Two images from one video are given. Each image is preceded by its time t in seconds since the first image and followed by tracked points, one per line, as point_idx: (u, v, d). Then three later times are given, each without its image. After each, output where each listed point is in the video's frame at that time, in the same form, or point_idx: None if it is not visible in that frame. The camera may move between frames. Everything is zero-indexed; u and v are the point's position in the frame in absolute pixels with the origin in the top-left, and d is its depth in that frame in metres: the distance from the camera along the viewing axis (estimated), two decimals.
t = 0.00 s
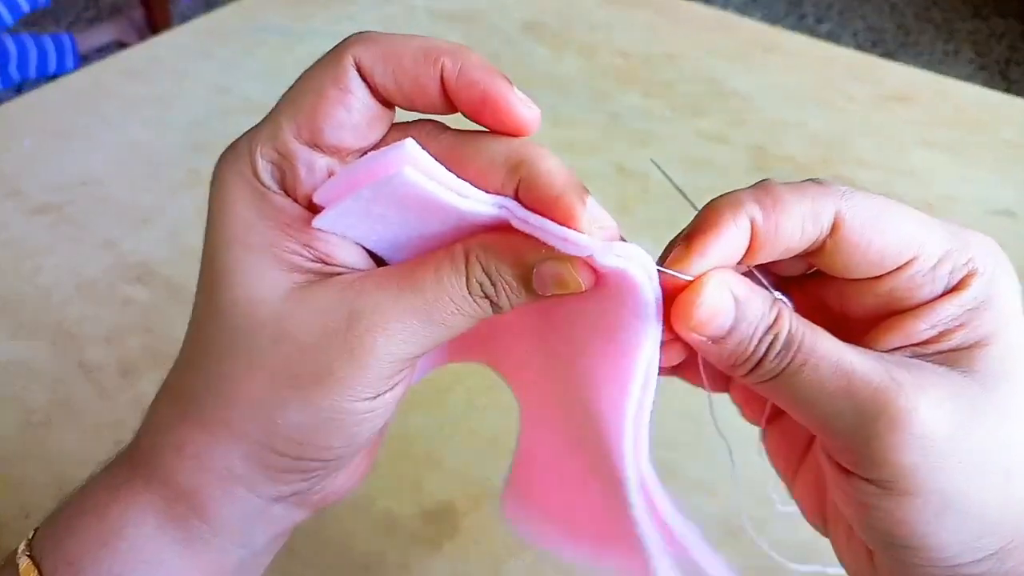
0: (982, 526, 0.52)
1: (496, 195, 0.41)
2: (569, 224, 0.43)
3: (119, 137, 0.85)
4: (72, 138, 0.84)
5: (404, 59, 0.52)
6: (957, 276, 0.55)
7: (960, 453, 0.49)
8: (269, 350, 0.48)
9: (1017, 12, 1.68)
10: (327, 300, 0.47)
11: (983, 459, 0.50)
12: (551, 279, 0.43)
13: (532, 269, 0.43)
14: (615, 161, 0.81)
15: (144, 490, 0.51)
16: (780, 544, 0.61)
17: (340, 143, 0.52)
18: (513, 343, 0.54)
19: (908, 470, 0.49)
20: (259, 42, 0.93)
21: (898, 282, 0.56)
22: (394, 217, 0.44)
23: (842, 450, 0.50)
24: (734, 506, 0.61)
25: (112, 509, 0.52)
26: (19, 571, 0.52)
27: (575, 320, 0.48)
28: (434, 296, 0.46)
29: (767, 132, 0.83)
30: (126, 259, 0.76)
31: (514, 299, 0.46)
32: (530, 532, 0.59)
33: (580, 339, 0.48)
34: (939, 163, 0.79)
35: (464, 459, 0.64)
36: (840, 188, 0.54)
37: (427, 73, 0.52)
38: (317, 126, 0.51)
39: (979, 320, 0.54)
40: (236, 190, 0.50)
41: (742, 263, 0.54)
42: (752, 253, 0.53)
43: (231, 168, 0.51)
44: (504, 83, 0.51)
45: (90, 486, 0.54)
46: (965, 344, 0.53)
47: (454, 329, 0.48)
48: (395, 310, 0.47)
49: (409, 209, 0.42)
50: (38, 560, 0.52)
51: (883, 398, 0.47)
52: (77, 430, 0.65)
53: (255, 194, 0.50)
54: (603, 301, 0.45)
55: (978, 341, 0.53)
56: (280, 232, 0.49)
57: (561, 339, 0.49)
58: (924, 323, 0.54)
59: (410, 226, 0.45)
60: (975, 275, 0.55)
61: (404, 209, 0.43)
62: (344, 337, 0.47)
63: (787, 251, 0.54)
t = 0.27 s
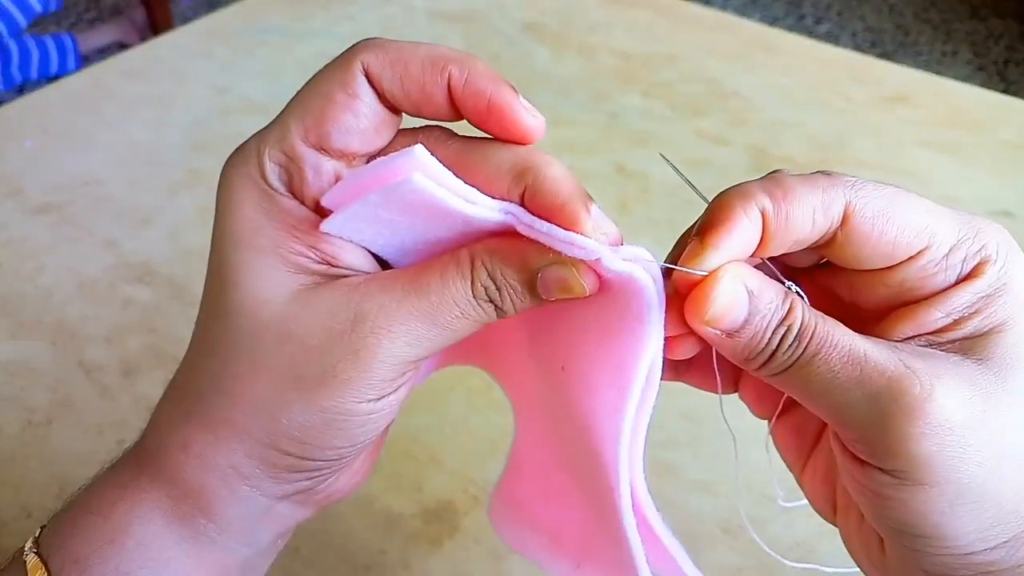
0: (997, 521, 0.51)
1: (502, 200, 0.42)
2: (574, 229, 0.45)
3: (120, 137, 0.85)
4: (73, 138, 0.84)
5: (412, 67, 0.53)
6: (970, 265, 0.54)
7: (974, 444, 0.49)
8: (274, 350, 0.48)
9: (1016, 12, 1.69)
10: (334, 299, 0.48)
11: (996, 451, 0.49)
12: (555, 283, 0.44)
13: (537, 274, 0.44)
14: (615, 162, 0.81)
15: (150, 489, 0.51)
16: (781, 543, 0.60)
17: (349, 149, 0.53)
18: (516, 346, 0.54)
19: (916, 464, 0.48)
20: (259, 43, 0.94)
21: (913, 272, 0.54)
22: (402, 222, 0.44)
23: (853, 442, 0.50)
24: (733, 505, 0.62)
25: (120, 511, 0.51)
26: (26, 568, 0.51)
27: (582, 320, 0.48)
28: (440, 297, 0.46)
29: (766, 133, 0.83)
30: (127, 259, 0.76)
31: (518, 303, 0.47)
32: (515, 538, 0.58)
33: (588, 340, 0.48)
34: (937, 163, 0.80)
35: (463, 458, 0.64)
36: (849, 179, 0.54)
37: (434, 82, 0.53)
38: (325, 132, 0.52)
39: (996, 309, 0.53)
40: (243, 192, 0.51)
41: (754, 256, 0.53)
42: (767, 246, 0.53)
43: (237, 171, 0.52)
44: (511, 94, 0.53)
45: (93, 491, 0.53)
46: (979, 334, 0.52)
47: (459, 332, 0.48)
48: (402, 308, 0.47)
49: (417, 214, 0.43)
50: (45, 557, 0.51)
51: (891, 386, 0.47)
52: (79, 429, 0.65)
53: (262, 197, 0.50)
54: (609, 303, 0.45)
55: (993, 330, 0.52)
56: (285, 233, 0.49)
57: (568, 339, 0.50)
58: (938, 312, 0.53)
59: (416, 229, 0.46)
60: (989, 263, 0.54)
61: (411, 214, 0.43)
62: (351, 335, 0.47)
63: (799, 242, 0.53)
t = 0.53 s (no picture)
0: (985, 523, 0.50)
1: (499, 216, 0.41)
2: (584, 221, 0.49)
3: (120, 137, 0.85)
4: (73, 138, 0.84)
5: (402, 49, 0.54)
6: (961, 264, 0.54)
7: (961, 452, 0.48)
8: (274, 354, 0.48)
9: (1016, 12, 1.69)
10: (331, 304, 0.47)
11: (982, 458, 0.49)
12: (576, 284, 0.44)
13: (550, 277, 0.44)
14: (614, 162, 0.81)
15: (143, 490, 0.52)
16: (779, 542, 0.61)
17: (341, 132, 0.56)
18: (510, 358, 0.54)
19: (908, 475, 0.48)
20: (258, 42, 0.94)
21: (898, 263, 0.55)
22: (404, 247, 0.43)
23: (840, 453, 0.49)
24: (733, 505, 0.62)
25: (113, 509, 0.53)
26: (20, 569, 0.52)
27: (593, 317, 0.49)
28: (441, 308, 0.45)
29: (766, 133, 0.83)
30: (127, 259, 0.76)
31: (529, 314, 0.46)
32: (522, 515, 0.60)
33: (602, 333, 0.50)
34: (936, 163, 0.80)
35: (463, 458, 0.64)
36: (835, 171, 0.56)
37: (426, 61, 0.54)
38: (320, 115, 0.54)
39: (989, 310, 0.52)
40: (245, 182, 0.51)
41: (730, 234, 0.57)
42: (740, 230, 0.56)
43: (235, 162, 0.52)
44: (502, 67, 0.53)
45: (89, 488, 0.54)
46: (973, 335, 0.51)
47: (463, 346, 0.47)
48: (404, 319, 0.46)
49: (421, 238, 0.42)
50: (38, 558, 0.52)
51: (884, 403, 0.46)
52: (79, 429, 0.65)
53: (263, 185, 0.51)
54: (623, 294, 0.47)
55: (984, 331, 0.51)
56: (290, 233, 0.50)
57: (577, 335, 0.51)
58: (926, 312, 0.52)
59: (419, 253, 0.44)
60: (982, 265, 0.54)
61: (415, 239, 0.42)
62: (348, 343, 0.47)
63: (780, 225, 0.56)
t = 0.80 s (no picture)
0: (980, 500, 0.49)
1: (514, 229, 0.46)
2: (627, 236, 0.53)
3: (121, 138, 0.85)
4: (74, 138, 0.84)
5: (442, 60, 0.57)
6: (944, 251, 0.53)
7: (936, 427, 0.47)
8: (276, 329, 0.47)
9: (1017, 12, 1.69)
10: (346, 288, 0.46)
11: (962, 434, 0.48)
12: (580, 289, 0.44)
13: (558, 283, 0.44)
14: (615, 162, 0.81)
15: (133, 472, 0.51)
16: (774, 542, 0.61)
17: (377, 136, 0.57)
18: (509, 372, 0.53)
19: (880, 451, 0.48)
20: (260, 43, 0.94)
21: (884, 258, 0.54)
22: (422, 246, 0.46)
23: (806, 429, 0.50)
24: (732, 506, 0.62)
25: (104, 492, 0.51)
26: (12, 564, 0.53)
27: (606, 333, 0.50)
28: (447, 303, 0.45)
29: (766, 133, 0.83)
30: (128, 259, 0.76)
31: (534, 318, 0.46)
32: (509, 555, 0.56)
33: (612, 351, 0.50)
34: (937, 163, 0.80)
35: (463, 457, 0.64)
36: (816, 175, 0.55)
37: (464, 70, 0.57)
38: (358, 117, 0.56)
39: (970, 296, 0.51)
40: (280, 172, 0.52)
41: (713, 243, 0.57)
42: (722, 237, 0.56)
43: (278, 155, 0.53)
44: (536, 75, 0.57)
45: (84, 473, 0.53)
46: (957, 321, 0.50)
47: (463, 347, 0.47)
48: (410, 309, 0.45)
49: (440, 232, 0.45)
50: (31, 553, 0.53)
51: (840, 368, 0.46)
52: (79, 429, 0.65)
53: (298, 176, 0.52)
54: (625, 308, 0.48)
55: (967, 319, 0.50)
56: (317, 223, 0.50)
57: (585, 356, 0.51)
58: (905, 300, 0.52)
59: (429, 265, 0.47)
60: (963, 253, 0.52)
61: (434, 233, 0.45)
62: (356, 325, 0.46)
63: (761, 233, 0.56)
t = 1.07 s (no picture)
0: None
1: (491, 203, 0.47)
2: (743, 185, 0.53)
3: (120, 138, 0.85)
4: (74, 139, 0.84)
5: (423, 59, 0.58)
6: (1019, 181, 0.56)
7: None
8: (262, 304, 0.47)
9: (1017, 12, 1.69)
10: (331, 266, 0.47)
11: None
12: (551, 261, 0.44)
13: (529, 254, 0.45)
14: (615, 161, 0.81)
15: (125, 448, 0.49)
16: (782, 543, 0.60)
17: (363, 128, 0.58)
18: (490, 363, 0.52)
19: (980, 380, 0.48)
20: (259, 43, 0.94)
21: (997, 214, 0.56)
22: (403, 223, 0.47)
23: (910, 353, 0.51)
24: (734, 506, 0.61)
25: (88, 470, 0.50)
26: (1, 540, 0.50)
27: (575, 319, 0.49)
28: (424, 276, 0.45)
29: (766, 133, 0.83)
30: (128, 259, 0.76)
31: (509, 292, 0.46)
32: (503, 551, 0.55)
33: (582, 341, 0.49)
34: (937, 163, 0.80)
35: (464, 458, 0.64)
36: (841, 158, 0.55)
37: (443, 70, 0.59)
38: (346, 109, 0.57)
39: None
40: (271, 160, 0.53)
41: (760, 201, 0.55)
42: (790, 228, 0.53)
43: (268, 144, 0.54)
44: (509, 71, 0.58)
45: (71, 454, 0.52)
46: None
47: (442, 320, 0.47)
48: (389, 281, 0.46)
49: (418, 204, 0.46)
50: (18, 529, 0.50)
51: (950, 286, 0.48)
52: (78, 430, 0.65)
53: (288, 166, 0.53)
54: (593, 286, 0.47)
55: None
56: (302, 211, 0.51)
57: (559, 347, 0.50)
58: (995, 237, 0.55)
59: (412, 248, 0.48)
60: None
61: (413, 205, 0.46)
62: (341, 298, 0.46)
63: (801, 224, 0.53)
